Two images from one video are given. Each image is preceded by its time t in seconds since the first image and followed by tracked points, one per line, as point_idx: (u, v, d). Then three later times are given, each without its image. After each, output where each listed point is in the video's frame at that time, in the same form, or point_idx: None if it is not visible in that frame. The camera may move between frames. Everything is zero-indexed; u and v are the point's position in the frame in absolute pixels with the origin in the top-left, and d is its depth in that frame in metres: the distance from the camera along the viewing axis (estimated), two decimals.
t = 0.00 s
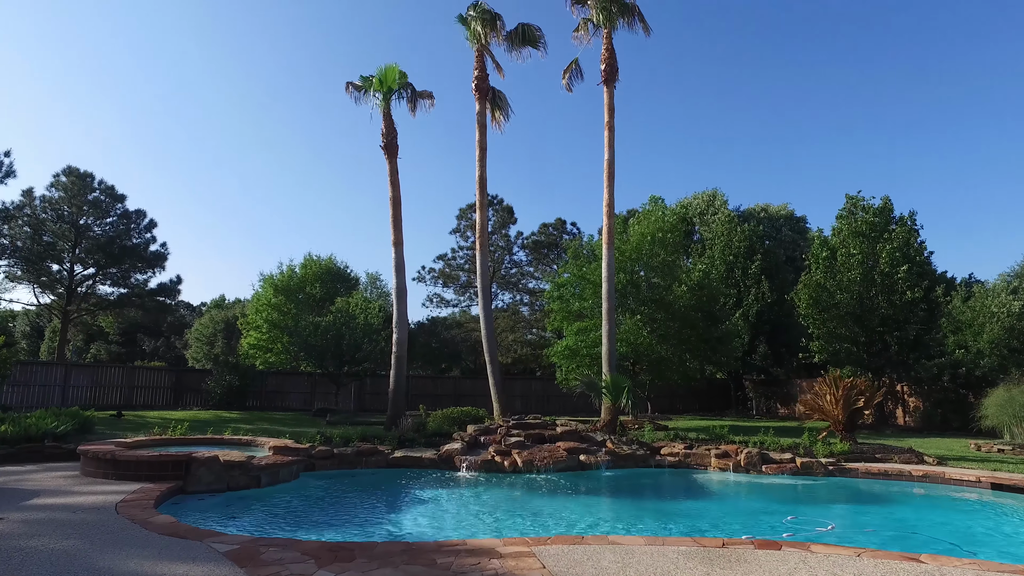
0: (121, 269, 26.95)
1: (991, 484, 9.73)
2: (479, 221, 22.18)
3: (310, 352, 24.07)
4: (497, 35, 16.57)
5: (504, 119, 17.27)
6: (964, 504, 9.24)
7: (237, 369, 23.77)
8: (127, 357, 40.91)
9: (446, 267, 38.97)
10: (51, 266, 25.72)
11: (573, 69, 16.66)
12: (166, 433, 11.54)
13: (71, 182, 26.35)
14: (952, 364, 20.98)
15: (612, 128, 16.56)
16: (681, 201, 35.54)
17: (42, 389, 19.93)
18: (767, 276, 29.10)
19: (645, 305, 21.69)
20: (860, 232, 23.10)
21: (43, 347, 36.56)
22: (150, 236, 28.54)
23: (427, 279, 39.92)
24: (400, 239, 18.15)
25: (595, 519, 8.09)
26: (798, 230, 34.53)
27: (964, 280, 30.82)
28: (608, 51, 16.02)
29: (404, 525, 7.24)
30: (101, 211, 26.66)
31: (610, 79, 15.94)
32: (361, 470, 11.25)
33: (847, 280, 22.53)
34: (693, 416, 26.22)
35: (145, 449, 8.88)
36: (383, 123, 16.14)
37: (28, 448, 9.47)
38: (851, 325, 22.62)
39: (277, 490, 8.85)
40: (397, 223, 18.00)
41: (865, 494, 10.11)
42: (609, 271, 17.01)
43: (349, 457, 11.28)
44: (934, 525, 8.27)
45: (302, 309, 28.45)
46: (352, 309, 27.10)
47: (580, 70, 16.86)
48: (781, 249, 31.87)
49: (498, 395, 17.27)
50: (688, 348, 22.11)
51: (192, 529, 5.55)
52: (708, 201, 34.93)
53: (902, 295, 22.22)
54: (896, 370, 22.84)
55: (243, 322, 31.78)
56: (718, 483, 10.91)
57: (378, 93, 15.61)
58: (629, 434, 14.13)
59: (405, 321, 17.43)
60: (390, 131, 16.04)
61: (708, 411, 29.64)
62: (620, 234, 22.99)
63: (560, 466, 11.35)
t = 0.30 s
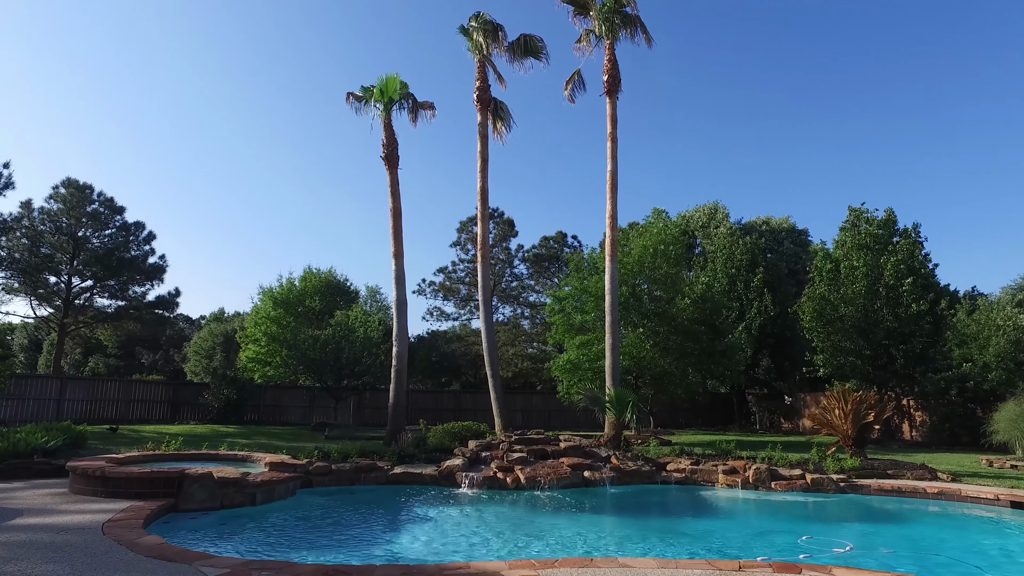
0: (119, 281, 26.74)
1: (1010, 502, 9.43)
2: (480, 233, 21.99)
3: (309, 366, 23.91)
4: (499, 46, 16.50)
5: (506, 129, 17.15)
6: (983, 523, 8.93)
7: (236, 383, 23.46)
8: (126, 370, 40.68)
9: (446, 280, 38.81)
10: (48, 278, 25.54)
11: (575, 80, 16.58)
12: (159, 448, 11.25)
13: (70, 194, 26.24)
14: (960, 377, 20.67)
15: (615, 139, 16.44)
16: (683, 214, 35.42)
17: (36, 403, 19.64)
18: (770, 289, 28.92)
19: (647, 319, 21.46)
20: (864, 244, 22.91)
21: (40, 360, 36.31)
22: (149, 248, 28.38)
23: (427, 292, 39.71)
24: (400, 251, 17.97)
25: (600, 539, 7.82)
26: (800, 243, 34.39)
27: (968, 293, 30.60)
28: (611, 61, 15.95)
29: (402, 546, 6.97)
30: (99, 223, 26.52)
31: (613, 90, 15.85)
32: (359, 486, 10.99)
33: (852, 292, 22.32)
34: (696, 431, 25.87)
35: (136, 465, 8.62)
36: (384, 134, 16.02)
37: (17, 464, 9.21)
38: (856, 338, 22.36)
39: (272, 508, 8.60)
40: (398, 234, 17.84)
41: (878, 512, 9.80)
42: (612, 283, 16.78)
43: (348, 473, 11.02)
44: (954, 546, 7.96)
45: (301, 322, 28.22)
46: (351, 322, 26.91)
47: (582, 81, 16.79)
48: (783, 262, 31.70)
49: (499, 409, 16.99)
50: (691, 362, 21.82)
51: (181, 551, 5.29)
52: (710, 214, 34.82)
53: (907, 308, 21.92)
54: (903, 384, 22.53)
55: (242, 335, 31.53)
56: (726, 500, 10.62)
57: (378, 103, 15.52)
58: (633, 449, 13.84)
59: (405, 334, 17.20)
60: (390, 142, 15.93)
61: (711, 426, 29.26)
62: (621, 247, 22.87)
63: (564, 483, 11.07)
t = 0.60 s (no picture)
0: (117, 294, 26.52)
1: None
2: (482, 246, 21.78)
3: (308, 381, 24.26)
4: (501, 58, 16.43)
5: (507, 141, 17.03)
6: (1004, 543, 8.61)
7: (233, 397, 23.15)
8: (124, 384, 40.39)
9: (447, 293, 38.60)
10: (45, 291, 25.31)
11: (577, 91, 16.49)
12: (152, 464, 10.95)
13: (69, 206, 26.13)
14: (969, 392, 20.34)
15: (619, 150, 16.30)
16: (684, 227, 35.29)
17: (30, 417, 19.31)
18: (772, 302, 28.73)
19: (650, 332, 21.21)
20: (869, 257, 22.69)
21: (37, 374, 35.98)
22: (147, 261, 28.20)
23: (427, 306, 39.46)
24: (401, 263, 17.77)
25: (608, 560, 7.51)
26: (802, 256, 34.22)
27: (972, 307, 30.34)
28: (614, 72, 15.86)
29: (402, 569, 6.66)
30: (98, 235, 26.37)
31: (615, 101, 15.74)
32: (357, 504, 10.67)
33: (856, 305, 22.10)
34: (700, 447, 25.50)
35: (126, 483, 8.32)
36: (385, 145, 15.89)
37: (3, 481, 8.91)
38: (861, 352, 22.11)
39: (267, 526, 8.29)
40: (398, 246, 17.65)
41: (894, 531, 9.48)
42: (615, 295, 16.54)
43: (346, 490, 10.70)
44: (977, 568, 7.64)
45: (300, 336, 27.95)
46: (351, 336, 26.67)
47: (585, 93, 16.69)
48: (786, 275, 31.50)
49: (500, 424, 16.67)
50: (695, 376, 21.53)
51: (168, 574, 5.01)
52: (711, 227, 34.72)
53: (913, 321, 21.66)
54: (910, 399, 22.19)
55: (240, 349, 31.24)
56: (735, 518, 10.30)
57: (379, 114, 15.40)
58: (639, 466, 13.52)
59: (405, 347, 16.93)
60: (391, 153, 15.79)
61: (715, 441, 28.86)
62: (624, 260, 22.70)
63: (569, 500, 10.75)
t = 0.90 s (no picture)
0: (115, 299, 26.30)
1: None
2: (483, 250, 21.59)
3: (306, 386, 23.71)
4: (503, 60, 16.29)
5: (509, 144, 16.86)
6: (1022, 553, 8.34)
7: (231, 403, 22.90)
8: (123, 390, 40.13)
9: (447, 299, 38.42)
10: (42, 296, 25.07)
11: (580, 94, 16.35)
12: (146, 470, 10.69)
13: (67, 211, 25.93)
14: (976, 398, 20.07)
15: (622, 153, 16.14)
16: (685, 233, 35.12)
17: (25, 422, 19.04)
18: (775, 308, 28.55)
19: (654, 338, 21.01)
20: (874, 262, 22.45)
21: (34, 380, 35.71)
22: (145, 265, 28.00)
23: (427, 311, 39.24)
24: (401, 267, 17.56)
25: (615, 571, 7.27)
26: (804, 262, 34.06)
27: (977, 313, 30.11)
28: (616, 75, 15.71)
29: None
30: (96, 240, 26.18)
31: (618, 103, 15.59)
32: (356, 512, 10.42)
33: (861, 310, 21.91)
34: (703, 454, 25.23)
35: (117, 490, 8.09)
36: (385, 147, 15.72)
37: None
38: (866, 357, 21.92)
39: (264, 535, 8.04)
40: (398, 249, 17.45)
41: (907, 540, 9.21)
42: (619, 300, 16.31)
43: (344, 498, 10.46)
44: None
45: (299, 341, 27.71)
46: (350, 342, 26.48)
47: (587, 96, 16.54)
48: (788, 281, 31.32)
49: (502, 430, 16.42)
50: (698, 383, 21.30)
51: None
52: (712, 233, 34.57)
53: (919, 326, 21.43)
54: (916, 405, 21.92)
55: (238, 355, 30.99)
56: (743, 526, 10.04)
57: (380, 116, 15.24)
58: (643, 473, 13.27)
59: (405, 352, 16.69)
60: (392, 155, 15.62)
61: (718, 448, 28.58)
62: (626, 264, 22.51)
63: (573, 508, 10.50)
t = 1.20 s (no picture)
0: (108, 297, 25.96)
1: None
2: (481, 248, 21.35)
3: (302, 385, 23.77)
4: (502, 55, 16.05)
5: (508, 140, 16.63)
6: None
7: (225, 403, 22.62)
8: (116, 389, 39.75)
9: (444, 299, 38.16)
10: (33, 294, 24.71)
11: (579, 90, 16.14)
12: (135, 471, 10.43)
13: (59, 208, 25.53)
14: (977, 399, 19.89)
15: (622, 149, 15.93)
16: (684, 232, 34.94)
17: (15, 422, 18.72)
18: (774, 308, 28.43)
19: (653, 337, 20.82)
20: (875, 262, 22.30)
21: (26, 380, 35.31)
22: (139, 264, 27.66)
23: (424, 311, 38.98)
24: (398, 265, 17.31)
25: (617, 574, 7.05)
26: (803, 262, 33.92)
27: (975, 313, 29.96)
28: (617, 70, 15.50)
29: None
30: (89, 238, 25.84)
31: (618, 99, 15.37)
32: (351, 513, 10.18)
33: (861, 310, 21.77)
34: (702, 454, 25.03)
35: (103, 492, 7.84)
36: (382, 143, 15.47)
37: None
38: (866, 357, 21.81)
39: (255, 537, 7.80)
40: (395, 247, 17.22)
41: (915, 543, 9.00)
42: (619, 298, 16.06)
43: (339, 499, 10.23)
44: None
45: (294, 341, 27.40)
46: (346, 341, 26.21)
47: (587, 92, 16.33)
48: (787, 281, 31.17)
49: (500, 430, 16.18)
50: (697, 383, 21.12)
51: None
52: (711, 233, 34.40)
53: (920, 326, 21.27)
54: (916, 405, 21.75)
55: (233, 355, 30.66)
56: (747, 528, 9.84)
57: (376, 111, 15.00)
58: (643, 473, 13.07)
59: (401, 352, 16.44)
60: (389, 151, 15.37)
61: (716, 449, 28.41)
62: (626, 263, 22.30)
63: (573, 510, 10.28)
